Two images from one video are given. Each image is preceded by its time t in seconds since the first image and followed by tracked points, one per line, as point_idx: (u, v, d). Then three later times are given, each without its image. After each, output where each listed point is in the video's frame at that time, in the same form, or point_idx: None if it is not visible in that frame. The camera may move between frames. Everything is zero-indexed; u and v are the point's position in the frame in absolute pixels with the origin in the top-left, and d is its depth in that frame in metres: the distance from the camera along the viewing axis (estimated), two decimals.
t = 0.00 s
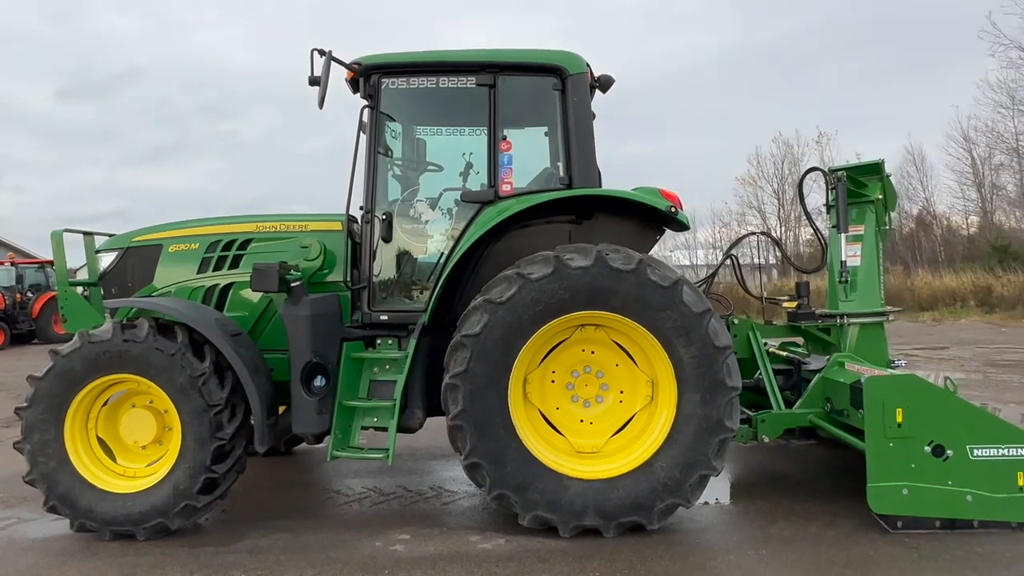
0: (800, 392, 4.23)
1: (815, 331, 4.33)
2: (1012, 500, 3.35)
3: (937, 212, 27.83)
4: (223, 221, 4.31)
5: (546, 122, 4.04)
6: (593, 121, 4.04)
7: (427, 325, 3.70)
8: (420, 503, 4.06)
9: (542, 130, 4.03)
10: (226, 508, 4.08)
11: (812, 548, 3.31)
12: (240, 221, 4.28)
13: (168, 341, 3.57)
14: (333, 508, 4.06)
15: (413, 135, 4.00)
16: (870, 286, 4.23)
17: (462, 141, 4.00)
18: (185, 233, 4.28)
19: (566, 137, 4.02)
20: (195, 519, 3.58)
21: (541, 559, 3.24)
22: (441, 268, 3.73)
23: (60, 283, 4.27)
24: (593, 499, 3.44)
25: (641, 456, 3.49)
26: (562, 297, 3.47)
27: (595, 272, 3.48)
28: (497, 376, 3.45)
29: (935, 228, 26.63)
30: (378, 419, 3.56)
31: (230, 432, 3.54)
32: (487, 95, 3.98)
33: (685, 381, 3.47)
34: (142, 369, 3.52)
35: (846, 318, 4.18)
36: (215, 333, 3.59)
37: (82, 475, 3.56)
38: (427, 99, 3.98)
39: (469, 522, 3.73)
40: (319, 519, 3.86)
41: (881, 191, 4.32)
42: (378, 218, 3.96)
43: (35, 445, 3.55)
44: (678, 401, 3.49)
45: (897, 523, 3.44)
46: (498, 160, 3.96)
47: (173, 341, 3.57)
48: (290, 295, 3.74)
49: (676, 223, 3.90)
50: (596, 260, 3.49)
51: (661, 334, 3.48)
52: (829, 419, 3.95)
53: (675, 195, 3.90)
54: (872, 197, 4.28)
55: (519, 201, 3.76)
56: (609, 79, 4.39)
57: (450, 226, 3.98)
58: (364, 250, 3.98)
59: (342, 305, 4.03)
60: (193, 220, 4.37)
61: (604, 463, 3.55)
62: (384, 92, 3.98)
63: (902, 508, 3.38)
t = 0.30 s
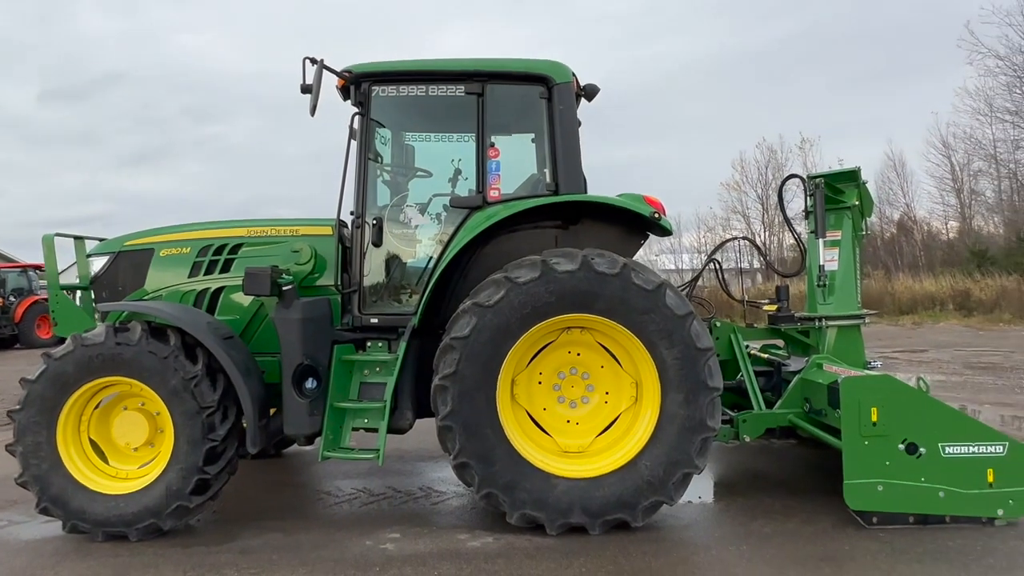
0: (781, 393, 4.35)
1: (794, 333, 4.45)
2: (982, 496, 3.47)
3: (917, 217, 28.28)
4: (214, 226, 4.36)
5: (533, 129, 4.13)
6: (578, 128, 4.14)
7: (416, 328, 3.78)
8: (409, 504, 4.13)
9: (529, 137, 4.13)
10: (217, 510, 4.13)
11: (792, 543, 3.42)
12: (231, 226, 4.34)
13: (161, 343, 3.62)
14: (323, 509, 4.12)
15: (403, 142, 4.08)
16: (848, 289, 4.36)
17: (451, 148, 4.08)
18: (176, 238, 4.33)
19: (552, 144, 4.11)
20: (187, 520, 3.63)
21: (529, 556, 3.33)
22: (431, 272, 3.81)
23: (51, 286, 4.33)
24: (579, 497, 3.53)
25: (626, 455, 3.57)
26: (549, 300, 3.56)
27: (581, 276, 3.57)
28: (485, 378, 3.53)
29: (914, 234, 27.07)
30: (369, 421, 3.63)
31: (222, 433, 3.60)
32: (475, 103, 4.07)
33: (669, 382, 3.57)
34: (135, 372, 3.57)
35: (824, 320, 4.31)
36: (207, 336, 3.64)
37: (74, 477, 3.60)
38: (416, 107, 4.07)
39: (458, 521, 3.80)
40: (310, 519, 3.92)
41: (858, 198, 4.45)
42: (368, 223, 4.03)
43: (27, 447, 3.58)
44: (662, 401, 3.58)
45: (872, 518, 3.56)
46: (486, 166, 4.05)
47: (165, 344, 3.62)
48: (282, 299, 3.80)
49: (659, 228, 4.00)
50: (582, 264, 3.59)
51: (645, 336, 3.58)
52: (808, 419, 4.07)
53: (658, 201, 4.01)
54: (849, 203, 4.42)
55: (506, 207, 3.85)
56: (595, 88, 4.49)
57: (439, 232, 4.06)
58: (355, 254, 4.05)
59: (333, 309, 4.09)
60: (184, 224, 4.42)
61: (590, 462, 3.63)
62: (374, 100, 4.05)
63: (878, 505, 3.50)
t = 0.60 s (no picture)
0: (766, 391, 4.49)
1: (779, 333, 4.60)
2: (958, 487, 3.63)
3: (897, 222, 28.74)
4: (213, 228, 4.44)
5: (527, 135, 4.25)
6: (571, 134, 4.26)
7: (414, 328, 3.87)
8: (406, 500, 4.22)
9: (523, 142, 4.24)
10: (216, 508, 4.19)
11: (777, 534, 3.55)
12: (230, 228, 4.42)
13: (163, 343, 3.69)
14: (321, 506, 4.21)
15: (400, 146, 4.18)
16: (830, 291, 4.52)
17: (448, 153, 4.19)
18: (175, 240, 4.40)
19: (546, 150, 4.23)
20: (189, 517, 3.70)
21: (525, 548, 3.43)
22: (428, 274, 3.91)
23: (51, 286, 4.38)
24: (573, 492, 3.64)
25: (618, 451, 3.69)
26: (543, 300, 3.67)
27: (575, 277, 3.69)
28: (482, 376, 3.64)
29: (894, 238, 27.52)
30: (368, 418, 3.71)
31: (224, 431, 3.67)
32: (471, 109, 4.18)
33: (659, 380, 3.69)
34: (138, 371, 3.64)
35: (808, 320, 4.46)
36: (209, 336, 3.72)
37: (76, 475, 3.66)
38: (413, 112, 4.17)
39: (454, 516, 3.90)
40: (309, 516, 4.00)
41: (840, 203, 4.61)
42: (366, 226, 4.12)
43: (30, 446, 3.64)
44: (653, 398, 3.70)
45: (854, 510, 3.69)
46: (482, 171, 4.16)
47: (168, 344, 3.69)
48: (282, 300, 3.90)
49: (650, 231, 4.13)
50: (575, 265, 3.70)
51: (636, 335, 3.70)
52: (792, 415, 4.21)
53: (648, 205, 4.14)
54: (831, 207, 4.58)
55: (502, 210, 3.96)
56: (586, 95, 4.62)
57: (436, 234, 4.16)
58: (353, 256, 4.14)
59: (331, 309, 4.18)
60: (183, 227, 4.49)
61: (583, 458, 3.74)
62: (372, 105, 4.15)
63: (860, 497, 3.64)
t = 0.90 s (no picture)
0: (752, 389, 4.62)
1: (764, 332, 4.74)
2: (936, 481, 3.79)
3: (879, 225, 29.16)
4: (211, 230, 4.51)
5: (520, 139, 4.36)
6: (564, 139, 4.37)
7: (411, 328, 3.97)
8: (402, 497, 4.31)
9: (517, 146, 4.35)
10: (216, 505, 4.27)
11: (763, 526, 3.68)
12: (228, 230, 4.50)
13: (165, 343, 3.76)
14: (319, 502, 4.29)
15: (397, 150, 4.28)
16: (814, 291, 4.67)
17: (443, 157, 4.29)
18: (174, 241, 4.47)
19: (539, 154, 4.35)
20: (189, 513, 3.76)
21: (520, 541, 3.54)
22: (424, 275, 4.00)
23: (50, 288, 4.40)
24: (566, 486, 3.74)
25: (609, 447, 3.80)
26: (537, 301, 3.78)
27: (568, 278, 3.80)
28: (478, 374, 3.74)
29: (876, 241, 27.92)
30: (366, 416, 3.80)
31: (224, 429, 3.75)
32: (466, 115, 4.28)
33: (650, 378, 3.81)
34: (140, 371, 3.71)
35: (792, 320, 4.60)
36: (210, 336, 3.80)
37: (78, 473, 3.71)
38: (410, 117, 4.27)
39: (450, 511, 4.00)
40: (307, 512, 4.09)
41: (823, 207, 4.75)
42: (364, 228, 4.21)
43: (33, 444, 3.69)
44: (643, 395, 3.82)
45: (837, 503, 3.84)
46: (476, 175, 4.27)
47: (170, 344, 3.76)
48: (282, 300, 4.02)
49: (640, 234, 4.26)
50: (568, 267, 3.82)
51: (627, 335, 3.82)
52: (777, 412, 4.34)
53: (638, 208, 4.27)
54: (814, 211, 4.73)
55: (497, 213, 4.06)
56: (578, 101, 4.74)
57: (432, 236, 4.26)
58: (350, 258, 4.23)
59: (329, 310, 4.26)
60: (181, 228, 4.56)
61: (576, 454, 3.85)
62: (369, 111, 4.25)
63: (842, 491, 3.79)
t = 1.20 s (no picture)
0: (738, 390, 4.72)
1: (748, 333, 4.87)
2: (913, 478, 3.90)
3: (866, 228, 29.44)
4: (206, 234, 4.58)
5: (510, 146, 4.45)
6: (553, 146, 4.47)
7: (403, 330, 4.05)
8: (394, 496, 4.39)
9: (507, 152, 4.45)
10: (211, 505, 4.33)
11: (747, 523, 3.79)
12: (223, 234, 4.57)
13: (161, 345, 3.82)
14: (313, 502, 4.36)
15: (389, 156, 4.36)
16: (797, 294, 4.78)
17: (435, 162, 4.37)
18: (168, 245, 4.53)
19: (528, 160, 4.44)
20: (185, 513, 3.83)
21: (510, 538, 3.63)
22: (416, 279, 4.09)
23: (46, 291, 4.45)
24: (555, 485, 3.83)
25: (597, 447, 3.89)
26: (527, 304, 3.87)
27: (556, 281, 3.90)
28: (469, 376, 3.82)
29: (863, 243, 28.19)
30: (360, 417, 3.88)
31: (220, 430, 3.82)
32: (457, 121, 4.37)
33: (637, 378, 3.91)
34: (136, 372, 3.77)
35: (776, 322, 4.71)
36: (206, 338, 3.86)
37: (75, 474, 3.77)
38: (402, 124, 4.35)
39: (442, 510, 4.09)
40: (302, 511, 4.16)
41: (805, 211, 4.87)
42: (357, 232, 4.29)
43: (30, 445, 3.74)
44: (630, 396, 3.91)
45: (818, 500, 3.94)
46: (468, 180, 4.36)
47: (166, 346, 3.83)
48: (277, 303, 4.12)
49: (627, 238, 4.36)
50: (557, 271, 3.91)
51: (615, 337, 3.92)
52: (761, 412, 4.45)
53: (625, 213, 4.38)
54: (797, 216, 4.84)
55: (488, 217, 4.15)
56: (567, 107, 4.83)
57: (424, 241, 4.35)
58: (344, 262, 4.31)
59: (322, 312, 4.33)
60: (176, 233, 4.63)
61: (565, 454, 3.94)
62: (362, 117, 4.32)
63: (823, 488, 3.89)
